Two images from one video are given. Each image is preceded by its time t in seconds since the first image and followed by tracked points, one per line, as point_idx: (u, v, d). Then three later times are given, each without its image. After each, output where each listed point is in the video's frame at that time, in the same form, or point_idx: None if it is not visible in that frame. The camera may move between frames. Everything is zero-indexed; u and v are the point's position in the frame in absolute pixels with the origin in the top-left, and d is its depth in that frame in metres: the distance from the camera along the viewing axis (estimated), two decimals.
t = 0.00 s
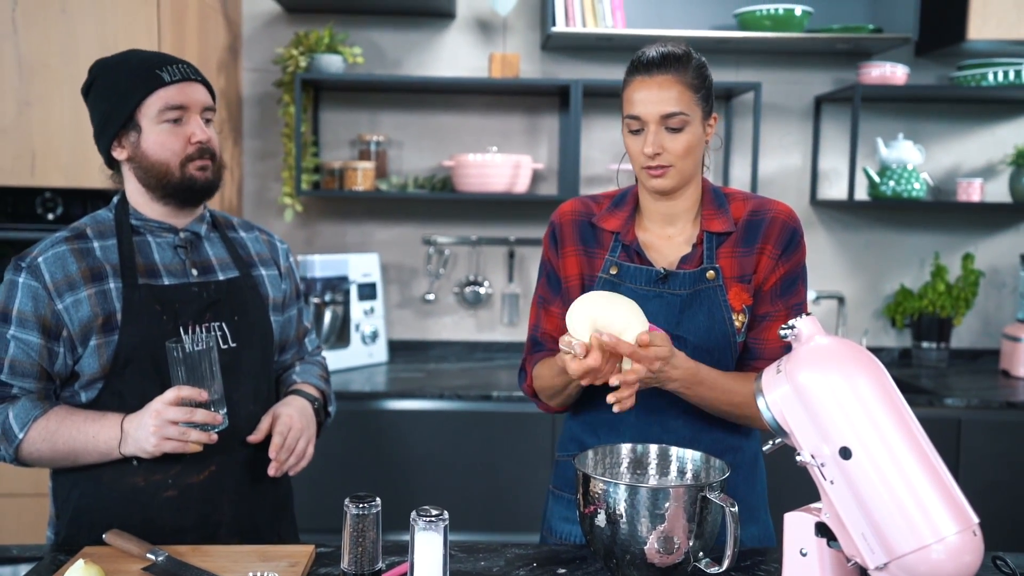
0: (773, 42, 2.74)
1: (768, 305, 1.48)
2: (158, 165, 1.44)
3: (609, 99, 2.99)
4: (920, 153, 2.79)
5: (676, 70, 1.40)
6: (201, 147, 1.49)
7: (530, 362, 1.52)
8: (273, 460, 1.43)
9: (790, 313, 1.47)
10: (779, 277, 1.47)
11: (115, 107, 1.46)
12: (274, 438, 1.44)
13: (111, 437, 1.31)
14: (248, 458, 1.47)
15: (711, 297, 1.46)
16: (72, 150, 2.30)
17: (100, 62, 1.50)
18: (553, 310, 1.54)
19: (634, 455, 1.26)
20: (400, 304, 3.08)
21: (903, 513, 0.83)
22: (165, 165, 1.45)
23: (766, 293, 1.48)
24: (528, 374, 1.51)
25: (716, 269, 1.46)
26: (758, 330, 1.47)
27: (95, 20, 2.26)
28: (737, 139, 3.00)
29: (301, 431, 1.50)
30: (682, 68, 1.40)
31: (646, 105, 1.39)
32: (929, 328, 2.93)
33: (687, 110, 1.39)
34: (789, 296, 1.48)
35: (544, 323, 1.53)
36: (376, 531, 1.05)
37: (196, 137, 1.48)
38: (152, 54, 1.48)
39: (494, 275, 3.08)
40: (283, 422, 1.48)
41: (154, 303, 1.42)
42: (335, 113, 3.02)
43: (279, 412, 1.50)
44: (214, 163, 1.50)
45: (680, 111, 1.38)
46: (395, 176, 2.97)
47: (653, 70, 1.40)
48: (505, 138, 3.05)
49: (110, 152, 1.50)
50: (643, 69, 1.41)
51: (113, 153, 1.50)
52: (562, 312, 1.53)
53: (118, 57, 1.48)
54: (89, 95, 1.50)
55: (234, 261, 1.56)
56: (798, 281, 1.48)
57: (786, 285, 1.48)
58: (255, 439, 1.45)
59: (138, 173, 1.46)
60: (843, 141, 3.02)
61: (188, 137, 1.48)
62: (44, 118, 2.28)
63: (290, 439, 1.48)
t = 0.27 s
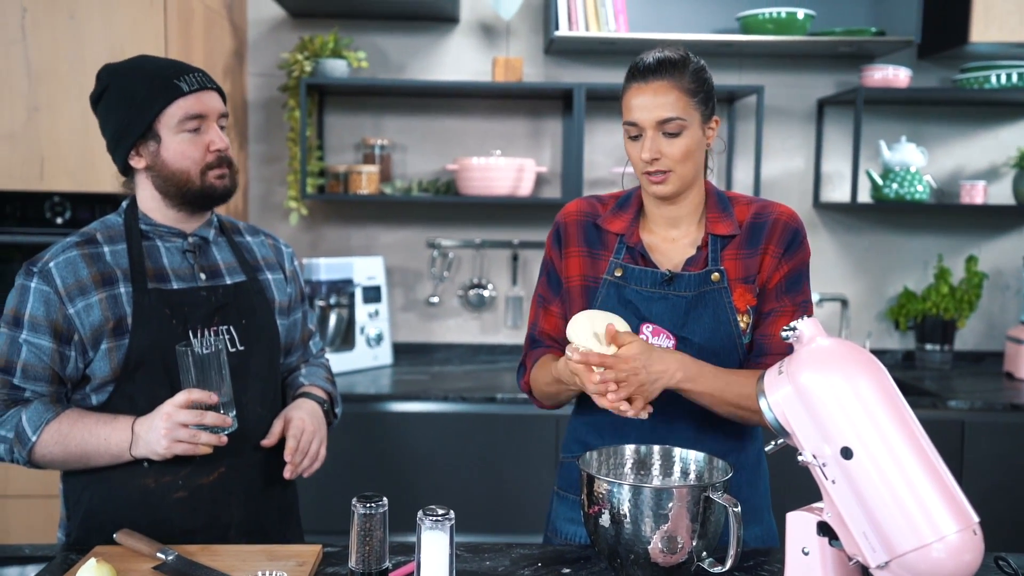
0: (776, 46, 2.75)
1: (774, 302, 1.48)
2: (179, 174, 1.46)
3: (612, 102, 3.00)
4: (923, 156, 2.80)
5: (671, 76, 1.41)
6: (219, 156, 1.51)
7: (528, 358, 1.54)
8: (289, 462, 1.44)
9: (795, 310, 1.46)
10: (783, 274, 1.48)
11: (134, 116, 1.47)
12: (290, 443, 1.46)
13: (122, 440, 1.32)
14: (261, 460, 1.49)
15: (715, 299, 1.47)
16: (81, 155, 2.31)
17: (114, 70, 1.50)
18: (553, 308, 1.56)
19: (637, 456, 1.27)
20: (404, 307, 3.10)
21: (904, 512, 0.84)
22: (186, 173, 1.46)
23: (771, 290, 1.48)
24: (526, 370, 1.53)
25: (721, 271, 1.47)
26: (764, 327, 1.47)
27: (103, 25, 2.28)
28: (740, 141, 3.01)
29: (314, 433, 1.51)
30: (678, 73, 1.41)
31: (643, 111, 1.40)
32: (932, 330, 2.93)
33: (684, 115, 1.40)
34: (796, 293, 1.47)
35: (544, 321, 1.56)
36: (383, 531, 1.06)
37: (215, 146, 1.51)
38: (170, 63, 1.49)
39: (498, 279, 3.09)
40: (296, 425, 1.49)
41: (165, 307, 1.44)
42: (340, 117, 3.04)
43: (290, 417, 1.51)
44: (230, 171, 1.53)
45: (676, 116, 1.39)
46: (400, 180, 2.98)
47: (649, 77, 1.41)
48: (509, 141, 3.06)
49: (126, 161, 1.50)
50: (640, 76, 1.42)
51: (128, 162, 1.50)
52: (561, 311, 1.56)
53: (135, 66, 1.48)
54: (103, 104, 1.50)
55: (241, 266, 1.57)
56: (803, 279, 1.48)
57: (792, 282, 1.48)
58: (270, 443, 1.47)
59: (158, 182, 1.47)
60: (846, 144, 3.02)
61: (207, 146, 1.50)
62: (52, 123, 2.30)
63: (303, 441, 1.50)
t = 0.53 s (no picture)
0: (786, 49, 2.76)
1: (788, 310, 1.50)
2: (204, 182, 1.48)
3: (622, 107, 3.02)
4: (934, 158, 2.80)
5: (656, 71, 1.48)
6: (244, 164, 1.54)
7: (548, 365, 1.54)
8: (309, 461, 1.46)
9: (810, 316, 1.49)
10: (796, 281, 1.50)
11: (162, 123, 1.48)
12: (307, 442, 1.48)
13: (147, 441, 1.34)
14: (280, 460, 1.51)
15: (724, 303, 1.47)
16: (98, 161, 2.34)
17: (139, 75, 1.50)
18: (571, 313, 1.57)
19: (651, 456, 1.28)
20: (416, 311, 3.12)
21: (915, 510, 0.85)
22: (211, 181, 1.49)
23: (785, 298, 1.50)
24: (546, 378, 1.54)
25: (729, 274, 1.48)
26: (781, 338, 1.50)
27: (120, 33, 2.31)
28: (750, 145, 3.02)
29: (331, 432, 1.53)
30: (663, 69, 1.48)
31: (620, 100, 1.49)
32: (944, 333, 2.93)
33: (652, 103, 1.44)
34: (809, 300, 1.50)
35: (561, 326, 1.57)
36: (399, 530, 1.07)
37: (240, 153, 1.53)
38: (198, 72, 1.51)
39: (509, 282, 3.11)
40: (314, 424, 1.52)
41: (185, 311, 1.45)
42: (352, 122, 3.06)
43: (307, 416, 1.54)
44: (252, 179, 1.56)
45: (643, 103, 1.45)
46: (412, 184, 3.00)
47: (639, 73, 1.51)
48: (520, 146, 3.08)
49: (150, 166, 1.50)
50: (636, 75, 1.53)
51: (152, 167, 1.51)
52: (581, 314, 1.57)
53: (163, 72, 1.50)
54: (126, 109, 1.50)
55: (256, 270, 1.60)
56: (816, 285, 1.50)
57: (805, 289, 1.50)
58: (287, 443, 1.48)
59: (183, 188, 1.49)
60: (856, 147, 3.03)
61: (232, 153, 1.52)
62: (70, 129, 2.33)
63: (320, 440, 1.52)
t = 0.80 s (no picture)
0: (783, 57, 2.79)
1: (791, 313, 1.52)
2: (217, 190, 1.50)
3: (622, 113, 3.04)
4: (929, 166, 2.83)
5: (651, 86, 1.48)
6: (256, 173, 1.55)
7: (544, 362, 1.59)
8: (322, 468, 1.47)
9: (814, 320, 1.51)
10: (799, 285, 1.52)
11: (176, 131, 1.49)
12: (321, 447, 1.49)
13: (158, 448, 1.34)
14: (290, 465, 1.52)
15: (730, 307, 1.49)
16: (101, 166, 2.35)
17: (154, 81, 1.51)
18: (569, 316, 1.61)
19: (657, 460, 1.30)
20: (416, 316, 3.13)
21: (923, 512, 0.87)
22: (223, 190, 1.50)
23: (788, 302, 1.52)
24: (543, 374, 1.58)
25: (736, 279, 1.50)
26: (783, 340, 1.52)
27: (123, 39, 2.32)
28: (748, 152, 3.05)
29: (342, 438, 1.55)
30: (658, 84, 1.48)
31: (620, 117, 1.49)
32: (940, 339, 2.95)
33: (652, 119, 1.45)
34: (812, 305, 1.52)
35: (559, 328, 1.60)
36: (412, 534, 1.09)
37: (253, 163, 1.55)
38: (213, 81, 1.52)
39: (509, 287, 3.13)
40: (325, 431, 1.53)
41: (196, 317, 1.47)
42: (353, 127, 3.08)
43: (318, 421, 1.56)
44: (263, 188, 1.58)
45: (642, 120, 1.45)
46: (413, 190, 3.02)
47: (635, 88, 1.51)
48: (520, 151, 3.10)
49: (161, 172, 1.51)
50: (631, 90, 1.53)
51: (163, 173, 1.52)
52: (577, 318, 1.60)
53: (179, 80, 1.51)
54: (139, 114, 1.52)
55: (264, 275, 1.61)
56: (818, 289, 1.52)
57: (808, 293, 1.52)
58: (300, 449, 1.50)
59: (194, 196, 1.50)
60: (853, 154, 3.06)
61: (245, 162, 1.54)
62: (73, 134, 2.34)
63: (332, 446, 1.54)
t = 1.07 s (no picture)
0: (784, 64, 2.81)
1: (802, 308, 1.54)
2: (235, 193, 1.51)
3: (623, 119, 3.06)
4: (927, 172, 2.86)
5: (659, 95, 1.50)
6: (273, 176, 1.56)
7: (560, 371, 1.62)
8: (337, 470, 1.49)
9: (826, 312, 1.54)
10: (810, 280, 1.54)
11: (196, 134, 1.50)
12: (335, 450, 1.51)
13: (177, 447, 1.35)
14: (304, 466, 1.53)
15: (742, 309, 1.51)
16: (107, 168, 2.35)
17: (173, 84, 1.52)
18: (581, 323, 1.63)
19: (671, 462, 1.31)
20: (417, 319, 3.14)
21: (941, 512, 0.88)
22: (242, 193, 1.51)
23: (800, 297, 1.54)
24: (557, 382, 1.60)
25: (747, 281, 1.51)
26: (796, 335, 1.54)
27: (130, 40, 2.32)
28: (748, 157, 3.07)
29: (355, 443, 1.56)
30: (666, 92, 1.50)
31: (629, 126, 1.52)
32: (936, 344, 2.97)
33: (660, 128, 1.47)
34: (824, 298, 1.54)
35: (572, 336, 1.62)
36: (434, 532, 1.10)
37: (271, 165, 1.55)
38: (232, 84, 1.53)
39: (510, 290, 3.14)
40: (340, 434, 1.55)
41: (214, 318, 1.47)
42: (356, 130, 3.09)
43: (333, 425, 1.57)
44: (280, 191, 1.58)
45: (651, 130, 1.47)
46: (415, 193, 3.03)
47: (643, 96, 1.53)
48: (522, 155, 3.11)
49: (180, 176, 1.52)
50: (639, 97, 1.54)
51: (182, 176, 1.52)
52: (589, 325, 1.62)
53: (197, 83, 1.51)
54: (158, 117, 1.52)
55: (280, 277, 1.62)
56: (829, 282, 1.55)
57: (819, 287, 1.54)
58: (313, 451, 1.51)
59: (213, 200, 1.51)
60: (851, 161, 3.09)
61: (263, 165, 1.54)
62: (79, 136, 2.34)
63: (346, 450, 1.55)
